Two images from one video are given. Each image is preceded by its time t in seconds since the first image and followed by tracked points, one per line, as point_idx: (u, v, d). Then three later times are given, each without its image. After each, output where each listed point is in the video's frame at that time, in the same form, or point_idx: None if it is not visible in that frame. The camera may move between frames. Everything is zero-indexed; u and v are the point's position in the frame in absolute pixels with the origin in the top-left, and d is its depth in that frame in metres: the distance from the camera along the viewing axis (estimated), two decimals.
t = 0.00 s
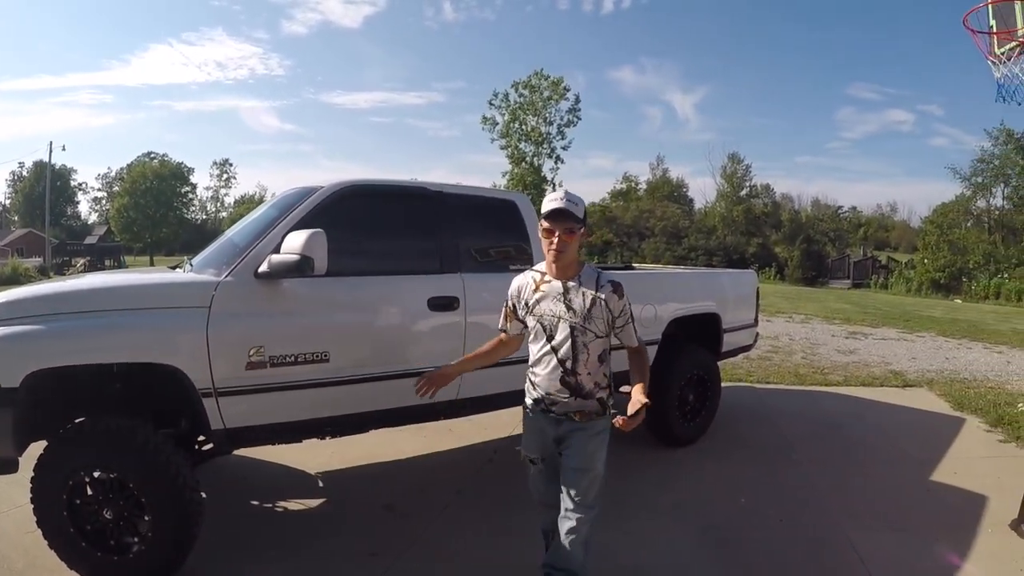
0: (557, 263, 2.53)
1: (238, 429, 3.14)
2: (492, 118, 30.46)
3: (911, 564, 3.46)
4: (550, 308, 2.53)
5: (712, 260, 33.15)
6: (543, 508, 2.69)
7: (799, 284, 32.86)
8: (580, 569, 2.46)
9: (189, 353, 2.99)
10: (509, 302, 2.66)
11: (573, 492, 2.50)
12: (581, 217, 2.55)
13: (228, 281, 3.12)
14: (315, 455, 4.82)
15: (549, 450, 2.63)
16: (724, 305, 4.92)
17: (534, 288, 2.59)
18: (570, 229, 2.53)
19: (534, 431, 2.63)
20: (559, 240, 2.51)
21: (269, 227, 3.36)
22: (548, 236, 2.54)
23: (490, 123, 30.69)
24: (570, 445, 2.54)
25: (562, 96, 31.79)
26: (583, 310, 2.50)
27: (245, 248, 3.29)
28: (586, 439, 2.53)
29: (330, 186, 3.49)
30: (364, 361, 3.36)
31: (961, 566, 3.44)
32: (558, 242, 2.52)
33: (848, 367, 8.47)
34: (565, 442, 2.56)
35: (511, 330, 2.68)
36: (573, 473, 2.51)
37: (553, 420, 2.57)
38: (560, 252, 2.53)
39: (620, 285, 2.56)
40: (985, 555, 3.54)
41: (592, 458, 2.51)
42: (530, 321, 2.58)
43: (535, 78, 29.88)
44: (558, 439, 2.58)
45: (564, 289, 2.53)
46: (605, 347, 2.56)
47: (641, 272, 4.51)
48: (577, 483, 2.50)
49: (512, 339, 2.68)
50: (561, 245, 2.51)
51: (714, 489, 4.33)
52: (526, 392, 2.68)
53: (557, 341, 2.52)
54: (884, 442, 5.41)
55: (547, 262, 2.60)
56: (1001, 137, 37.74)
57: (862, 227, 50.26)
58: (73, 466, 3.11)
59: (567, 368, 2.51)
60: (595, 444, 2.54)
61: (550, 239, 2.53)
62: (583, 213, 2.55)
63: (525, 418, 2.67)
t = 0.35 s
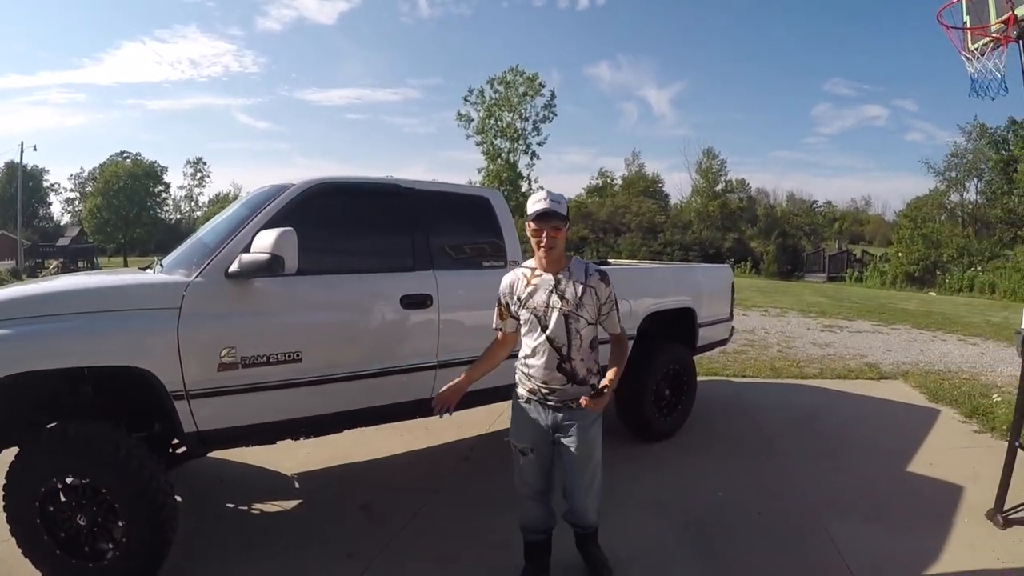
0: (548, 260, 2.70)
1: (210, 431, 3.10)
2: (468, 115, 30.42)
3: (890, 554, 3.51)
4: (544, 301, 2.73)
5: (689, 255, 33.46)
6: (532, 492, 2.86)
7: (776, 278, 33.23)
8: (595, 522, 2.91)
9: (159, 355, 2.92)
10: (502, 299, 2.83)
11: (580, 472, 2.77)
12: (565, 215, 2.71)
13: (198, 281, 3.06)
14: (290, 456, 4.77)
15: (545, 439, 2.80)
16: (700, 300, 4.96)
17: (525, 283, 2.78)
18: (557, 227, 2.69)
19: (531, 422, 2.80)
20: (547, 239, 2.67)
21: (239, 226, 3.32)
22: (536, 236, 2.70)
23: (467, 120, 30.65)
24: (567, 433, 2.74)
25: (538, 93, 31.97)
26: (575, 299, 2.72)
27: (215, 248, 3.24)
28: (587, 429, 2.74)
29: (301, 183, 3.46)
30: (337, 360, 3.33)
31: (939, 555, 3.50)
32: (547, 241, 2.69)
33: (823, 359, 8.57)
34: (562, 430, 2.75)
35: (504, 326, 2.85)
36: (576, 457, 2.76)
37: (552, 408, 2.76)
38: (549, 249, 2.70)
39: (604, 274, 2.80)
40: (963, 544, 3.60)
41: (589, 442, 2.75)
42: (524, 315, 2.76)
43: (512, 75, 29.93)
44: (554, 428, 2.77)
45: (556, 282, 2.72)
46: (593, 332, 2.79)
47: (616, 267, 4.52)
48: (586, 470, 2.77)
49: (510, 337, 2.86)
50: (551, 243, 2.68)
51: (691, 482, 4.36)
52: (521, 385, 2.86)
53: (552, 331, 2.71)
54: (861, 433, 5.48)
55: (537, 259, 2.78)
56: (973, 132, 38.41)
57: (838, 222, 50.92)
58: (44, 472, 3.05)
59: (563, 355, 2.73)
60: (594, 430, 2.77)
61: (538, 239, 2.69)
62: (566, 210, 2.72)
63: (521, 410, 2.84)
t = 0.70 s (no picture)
0: (560, 253, 2.89)
1: (175, 431, 3.05)
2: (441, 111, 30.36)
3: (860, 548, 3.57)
4: (555, 296, 2.89)
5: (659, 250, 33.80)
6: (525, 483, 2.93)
7: (746, 273, 33.65)
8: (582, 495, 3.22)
9: (123, 354, 2.85)
10: (509, 295, 2.93)
11: (584, 450, 3.05)
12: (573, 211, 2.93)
13: (162, 278, 3.00)
14: (259, 455, 4.72)
15: (550, 426, 2.96)
16: (670, 295, 5.01)
17: (534, 279, 2.92)
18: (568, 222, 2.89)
19: (538, 411, 2.93)
20: (560, 232, 2.87)
21: (204, 221, 3.27)
22: (549, 230, 2.87)
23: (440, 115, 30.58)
24: (576, 417, 2.96)
25: (511, 89, 32.10)
26: (584, 296, 2.92)
27: (179, 243, 3.18)
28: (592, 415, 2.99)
29: (267, 177, 3.41)
30: (302, 357, 3.29)
31: (909, 548, 3.56)
32: (559, 235, 2.88)
33: (792, 355, 8.70)
34: (569, 415, 2.95)
35: (508, 322, 2.95)
36: (579, 438, 3.00)
37: (560, 398, 2.92)
38: (562, 244, 2.90)
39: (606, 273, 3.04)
40: (932, 537, 3.68)
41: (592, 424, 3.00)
42: (534, 309, 2.90)
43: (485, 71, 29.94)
44: (563, 414, 2.95)
45: (566, 278, 2.91)
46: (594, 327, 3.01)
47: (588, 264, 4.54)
48: (589, 451, 3.06)
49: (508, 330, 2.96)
50: (564, 236, 2.88)
51: (662, 477, 4.40)
52: (526, 377, 2.97)
53: (564, 325, 2.88)
54: (831, 428, 5.57)
55: (545, 255, 2.95)
56: (942, 132, 39.17)
57: (810, 219, 51.65)
58: (6, 474, 2.97)
59: (573, 348, 2.91)
60: (595, 416, 3.01)
61: (552, 233, 2.87)
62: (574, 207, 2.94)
63: (526, 401, 2.95)
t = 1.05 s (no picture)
0: (558, 248, 3.06)
1: (142, 432, 3.00)
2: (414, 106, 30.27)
3: (833, 540, 3.63)
4: (551, 286, 3.05)
5: (631, 246, 34.11)
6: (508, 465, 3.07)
7: (719, 268, 34.04)
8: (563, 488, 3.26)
9: (87, 355, 2.80)
10: (508, 281, 3.09)
11: (564, 438, 3.14)
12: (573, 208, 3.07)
13: (127, 277, 2.95)
14: (229, 455, 4.66)
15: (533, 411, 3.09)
16: (643, 290, 5.05)
17: (533, 268, 3.09)
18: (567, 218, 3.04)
19: (522, 394, 3.06)
20: (560, 228, 3.02)
21: (170, 218, 3.22)
22: (550, 224, 3.03)
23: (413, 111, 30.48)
24: (558, 402, 3.09)
25: (485, 84, 32.18)
26: (578, 288, 3.09)
27: (145, 241, 3.13)
28: (576, 401, 3.11)
29: (233, 173, 3.37)
30: (271, 356, 3.26)
31: (880, 540, 3.63)
32: (558, 230, 3.04)
33: (764, 349, 8.81)
34: (552, 400, 3.08)
35: (505, 307, 3.11)
36: (560, 424, 3.12)
37: (544, 382, 3.07)
38: (560, 238, 3.06)
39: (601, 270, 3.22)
40: (905, 530, 3.74)
41: (574, 412, 3.12)
42: (529, 296, 3.06)
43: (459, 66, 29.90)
44: (545, 399, 3.08)
45: (563, 271, 3.08)
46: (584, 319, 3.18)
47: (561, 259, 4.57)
48: (571, 439, 3.14)
49: (506, 316, 3.12)
50: (562, 232, 3.03)
51: (636, 472, 4.44)
52: (514, 361, 3.12)
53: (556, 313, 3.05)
54: (804, 421, 5.66)
55: (545, 247, 3.11)
56: (913, 129, 39.86)
57: (784, 214, 52.35)
58: None
59: (563, 336, 3.06)
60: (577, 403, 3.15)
61: (551, 228, 3.03)
62: (575, 203, 3.08)
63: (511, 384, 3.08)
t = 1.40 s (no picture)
0: (528, 245, 3.16)
1: (112, 435, 2.96)
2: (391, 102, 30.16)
3: (809, 535, 3.68)
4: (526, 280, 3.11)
5: (607, 242, 34.34)
6: (489, 453, 3.28)
7: (696, 264, 34.37)
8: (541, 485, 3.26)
9: (55, 357, 2.75)
10: (487, 272, 3.19)
11: (538, 432, 3.21)
12: (546, 207, 3.10)
13: (95, 277, 2.90)
14: (202, 457, 4.62)
15: (507, 407, 3.19)
16: (618, 287, 5.09)
17: (511, 262, 3.17)
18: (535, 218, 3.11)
19: (496, 389, 3.16)
20: (524, 227, 3.11)
21: (139, 217, 3.17)
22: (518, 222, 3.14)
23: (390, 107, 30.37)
24: (532, 398, 3.16)
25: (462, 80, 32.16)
26: (553, 284, 3.12)
27: (113, 240, 3.09)
28: (549, 396, 3.17)
29: (203, 171, 3.33)
30: (242, 356, 3.24)
31: (849, 533, 3.70)
32: (525, 228, 3.13)
33: (740, 344, 8.91)
34: (526, 396, 3.16)
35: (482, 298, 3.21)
36: (535, 419, 3.20)
37: (516, 376, 3.13)
38: (532, 234, 3.13)
39: (581, 272, 3.24)
40: (882, 524, 3.81)
41: (548, 407, 3.19)
42: (505, 288, 3.13)
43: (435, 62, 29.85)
44: (520, 394, 3.16)
45: (539, 266, 3.13)
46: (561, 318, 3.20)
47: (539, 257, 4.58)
48: (546, 432, 3.21)
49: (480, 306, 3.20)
50: (527, 231, 3.11)
51: (612, 469, 4.47)
52: (489, 354, 3.20)
53: (528, 307, 3.10)
54: (780, 417, 5.73)
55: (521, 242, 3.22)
56: (886, 126, 40.48)
57: (761, 210, 52.89)
58: None
59: (535, 331, 3.10)
60: (553, 398, 3.20)
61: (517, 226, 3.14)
62: (549, 202, 3.10)
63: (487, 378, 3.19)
